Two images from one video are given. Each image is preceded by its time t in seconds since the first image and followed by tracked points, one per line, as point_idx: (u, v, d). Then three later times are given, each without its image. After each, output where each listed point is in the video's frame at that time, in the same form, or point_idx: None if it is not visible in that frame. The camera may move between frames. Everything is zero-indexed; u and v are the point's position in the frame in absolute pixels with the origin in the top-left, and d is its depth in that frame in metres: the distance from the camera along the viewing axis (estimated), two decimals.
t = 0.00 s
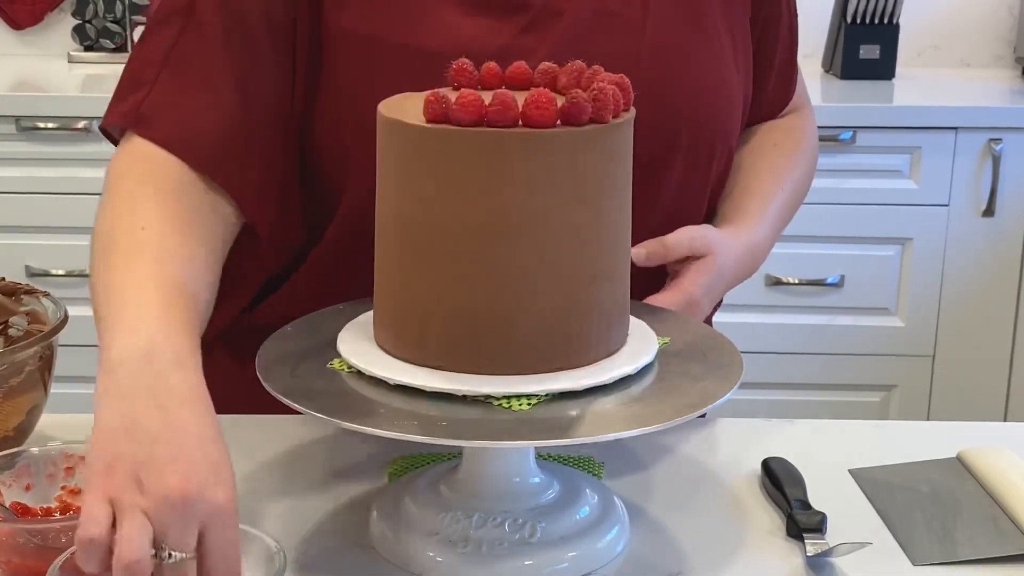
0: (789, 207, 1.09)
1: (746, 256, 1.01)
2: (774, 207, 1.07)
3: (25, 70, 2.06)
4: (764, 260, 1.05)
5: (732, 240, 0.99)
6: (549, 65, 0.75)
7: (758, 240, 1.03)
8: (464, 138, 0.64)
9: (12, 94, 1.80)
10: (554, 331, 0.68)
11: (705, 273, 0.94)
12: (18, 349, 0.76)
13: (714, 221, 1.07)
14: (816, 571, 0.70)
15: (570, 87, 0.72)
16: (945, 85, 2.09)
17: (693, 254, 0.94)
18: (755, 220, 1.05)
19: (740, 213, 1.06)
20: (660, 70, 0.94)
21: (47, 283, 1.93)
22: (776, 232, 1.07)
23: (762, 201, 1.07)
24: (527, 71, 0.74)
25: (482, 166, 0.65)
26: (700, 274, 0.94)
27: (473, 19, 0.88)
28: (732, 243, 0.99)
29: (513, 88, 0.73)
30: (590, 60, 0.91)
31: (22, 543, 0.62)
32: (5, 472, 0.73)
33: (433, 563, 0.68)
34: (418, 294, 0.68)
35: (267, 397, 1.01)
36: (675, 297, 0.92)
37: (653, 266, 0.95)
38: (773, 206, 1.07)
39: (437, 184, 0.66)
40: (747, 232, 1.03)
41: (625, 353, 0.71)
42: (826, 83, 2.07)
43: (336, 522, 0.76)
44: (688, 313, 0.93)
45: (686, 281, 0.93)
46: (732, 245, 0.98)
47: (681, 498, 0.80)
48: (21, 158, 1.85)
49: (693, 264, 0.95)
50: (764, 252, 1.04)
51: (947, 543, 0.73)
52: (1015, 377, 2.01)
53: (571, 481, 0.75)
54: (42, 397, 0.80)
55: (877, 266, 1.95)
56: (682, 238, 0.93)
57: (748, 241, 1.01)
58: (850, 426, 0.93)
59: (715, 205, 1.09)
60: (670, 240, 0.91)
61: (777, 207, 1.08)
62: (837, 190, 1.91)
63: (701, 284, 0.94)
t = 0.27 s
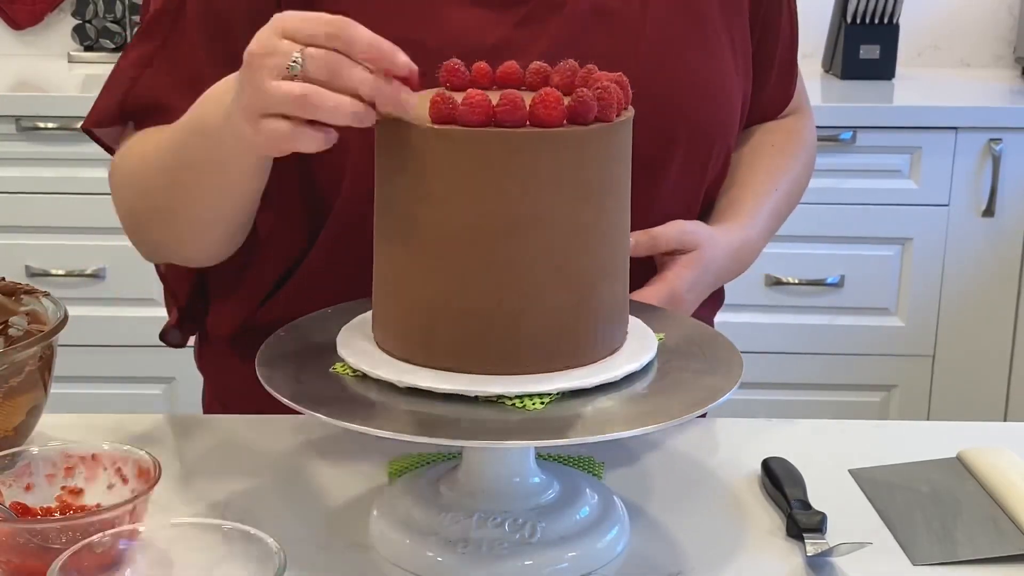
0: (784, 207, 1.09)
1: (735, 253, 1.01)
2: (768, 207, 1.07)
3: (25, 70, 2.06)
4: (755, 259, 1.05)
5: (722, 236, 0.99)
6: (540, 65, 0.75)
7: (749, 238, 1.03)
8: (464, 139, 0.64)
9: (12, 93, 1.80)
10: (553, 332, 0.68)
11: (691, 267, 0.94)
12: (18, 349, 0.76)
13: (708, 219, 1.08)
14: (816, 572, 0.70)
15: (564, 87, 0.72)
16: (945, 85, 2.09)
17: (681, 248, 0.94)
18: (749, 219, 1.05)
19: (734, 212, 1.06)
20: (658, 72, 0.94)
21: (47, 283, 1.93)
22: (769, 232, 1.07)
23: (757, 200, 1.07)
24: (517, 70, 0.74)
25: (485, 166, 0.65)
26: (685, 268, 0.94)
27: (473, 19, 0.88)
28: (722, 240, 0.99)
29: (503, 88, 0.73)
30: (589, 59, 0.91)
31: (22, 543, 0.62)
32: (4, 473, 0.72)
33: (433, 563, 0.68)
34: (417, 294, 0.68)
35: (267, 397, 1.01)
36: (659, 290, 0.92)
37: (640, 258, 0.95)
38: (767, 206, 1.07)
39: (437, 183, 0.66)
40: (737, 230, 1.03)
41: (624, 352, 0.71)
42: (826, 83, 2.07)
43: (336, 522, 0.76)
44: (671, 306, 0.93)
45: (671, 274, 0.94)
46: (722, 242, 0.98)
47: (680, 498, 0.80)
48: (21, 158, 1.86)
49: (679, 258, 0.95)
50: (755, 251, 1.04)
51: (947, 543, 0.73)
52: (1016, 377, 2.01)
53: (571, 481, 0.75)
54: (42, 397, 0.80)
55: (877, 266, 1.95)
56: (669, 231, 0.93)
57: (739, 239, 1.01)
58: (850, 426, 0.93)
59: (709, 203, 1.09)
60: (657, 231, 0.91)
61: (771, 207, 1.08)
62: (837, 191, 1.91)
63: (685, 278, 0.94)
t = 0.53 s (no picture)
0: (793, 205, 1.09)
1: (751, 252, 1.00)
2: (777, 205, 1.07)
3: (25, 70, 2.06)
4: (770, 256, 1.05)
5: (739, 236, 0.99)
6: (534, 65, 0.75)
7: (761, 236, 1.03)
8: (464, 139, 0.64)
9: (12, 93, 1.80)
10: (552, 332, 0.68)
11: (717, 269, 0.94)
12: (19, 349, 0.76)
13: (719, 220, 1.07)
14: (816, 572, 0.70)
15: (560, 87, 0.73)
16: (945, 85, 2.09)
17: (704, 250, 0.94)
18: (758, 217, 1.05)
19: (743, 211, 1.06)
20: (660, 72, 0.94)
21: (47, 282, 1.93)
22: (780, 230, 1.07)
23: (765, 198, 1.07)
24: (512, 70, 0.74)
25: (490, 167, 0.65)
26: (711, 271, 0.94)
27: (474, 19, 0.88)
28: (740, 240, 0.99)
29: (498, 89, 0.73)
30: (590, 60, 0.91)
31: (22, 543, 0.62)
32: (4, 472, 0.72)
33: (433, 563, 0.68)
34: (417, 295, 0.68)
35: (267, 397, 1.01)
36: (690, 296, 0.92)
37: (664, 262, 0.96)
38: (776, 203, 1.07)
39: (437, 184, 0.66)
40: (749, 228, 1.02)
41: (624, 352, 0.71)
42: (826, 83, 2.07)
43: (336, 522, 0.76)
44: (704, 311, 0.93)
45: (701, 277, 0.93)
46: (739, 242, 0.98)
47: (681, 498, 0.80)
48: (21, 158, 1.86)
49: (705, 261, 0.95)
50: (768, 249, 1.04)
51: (947, 544, 0.73)
52: (1015, 377, 2.01)
53: (571, 481, 0.75)
54: (42, 397, 0.80)
55: (877, 266, 1.95)
56: (692, 234, 0.93)
57: (752, 237, 1.01)
58: (850, 426, 0.93)
59: (715, 204, 1.09)
60: (683, 234, 0.91)
61: (780, 204, 1.07)
62: (837, 190, 1.91)
63: (715, 281, 0.93)
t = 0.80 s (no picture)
0: (790, 206, 1.09)
1: (746, 251, 1.01)
2: (774, 205, 1.07)
3: (25, 70, 2.06)
4: (765, 257, 1.05)
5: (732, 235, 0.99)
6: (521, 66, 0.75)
7: (757, 236, 1.03)
8: (462, 138, 0.64)
9: (12, 93, 1.80)
10: (550, 332, 0.68)
11: (704, 266, 0.94)
12: (18, 349, 0.76)
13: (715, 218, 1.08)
14: (816, 572, 0.70)
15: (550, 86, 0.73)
16: (945, 85, 2.09)
17: (691, 247, 0.94)
18: (754, 217, 1.05)
19: (741, 210, 1.06)
20: (660, 72, 0.94)
21: (47, 283, 1.93)
22: (776, 230, 1.07)
23: (762, 199, 1.07)
24: (499, 70, 0.74)
25: (488, 166, 0.65)
26: (696, 267, 0.94)
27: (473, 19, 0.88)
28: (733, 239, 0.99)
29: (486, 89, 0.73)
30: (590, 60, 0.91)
31: (22, 544, 0.62)
32: (3, 472, 0.72)
33: (433, 563, 0.68)
34: (415, 294, 0.68)
35: (266, 397, 1.01)
36: (674, 292, 0.92)
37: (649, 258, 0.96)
38: (772, 204, 1.07)
39: (435, 183, 0.66)
40: (744, 228, 1.02)
41: (623, 352, 0.71)
42: (826, 83, 2.07)
43: (336, 522, 0.76)
44: (686, 308, 0.93)
45: (686, 274, 0.93)
46: (733, 241, 0.98)
47: (681, 498, 0.80)
48: (21, 158, 1.85)
49: (691, 258, 0.95)
50: (764, 249, 1.04)
51: (947, 544, 0.73)
52: (1016, 377, 2.01)
53: (571, 481, 0.75)
54: (42, 397, 0.80)
55: (877, 266, 1.95)
56: (679, 231, 0.93)
57: (747, 237, 1.01)
58: (850, 426, 0.93)
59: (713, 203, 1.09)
60: (668, 229, 0.91)
61: (776, 205, 1.08)
62: (837, 190, 1.91)
63: (699, 278, 0.93)
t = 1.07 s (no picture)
0: (789, 210, 1.09)
1: (742, 254, 1.01)
2: (773, 209, 1.08)
3: (25, 70, 2.06)
4: (761, 260, 1.05)
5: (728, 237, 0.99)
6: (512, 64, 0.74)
7: (754, 241, 1.03)
8: (463, 138, 0.64)
9: (13, 93, 1.80)
10: (549, 331, 0.68)
11: (697, 268, 0.94)
12: (18, 349, 0.76)
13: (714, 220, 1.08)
14: (816, 572, 0.70)
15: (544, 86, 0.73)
16: (945, 85, 2.09)
17: (683, 249, 0.94)
18: (753, 221, 1.05)
19: (739, 213, 1.06)
20: (663, 72, 0.94)
21: (47, 283, 1.93)
22: (775, 233, 1.07)
23: (761, 203, 1.08)
24: (490, 70, 0.73)
25: (488, 166, 0.65)
26: (690, 270, 0.94)
27: (474, 20, 0.88)
28: (729, 242, 0.99)
29: (478, 89, 0.73)
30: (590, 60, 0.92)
31: (22, 543, 0.63)
32: (5, 473, 0.72)
33: (433, 563, 0.68)
34: (415, 293, 0.68)
35: (266, 397, 1.01)
36: (665, 293, 0.92)
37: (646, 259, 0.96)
38: (771, 207, 1.07)
39: (435, 183, 0.66)
40: (741, 231, 1.03)
41: (623, 352, 0.71)
42: (826, 83, 2.07)
43: (336, 522, 0.76)
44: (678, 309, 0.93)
45: (676, 276, 0.93)
46: (728, 243, 0.98)
47: (681, 498, 0.80)
48: (21, 158, 1.85)
49: (683, 260, 0.95)
50: (761, 252, 1.04)
51: (947, 543, 0.73)
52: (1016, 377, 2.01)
53: (571, 481, 0.75)
54: (42, 397, 0.80)
55: (877, 266, 1.95)
56: (672, 232, 0.93)
57: (745, 240, 1.02)
58: (850, 426, 0.93)
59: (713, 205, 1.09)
60: (662, 232, 0.92)
61: (776, 208, 1.08)
62: (837, 190, 1.91)
63: (692, 280, 0.93)
